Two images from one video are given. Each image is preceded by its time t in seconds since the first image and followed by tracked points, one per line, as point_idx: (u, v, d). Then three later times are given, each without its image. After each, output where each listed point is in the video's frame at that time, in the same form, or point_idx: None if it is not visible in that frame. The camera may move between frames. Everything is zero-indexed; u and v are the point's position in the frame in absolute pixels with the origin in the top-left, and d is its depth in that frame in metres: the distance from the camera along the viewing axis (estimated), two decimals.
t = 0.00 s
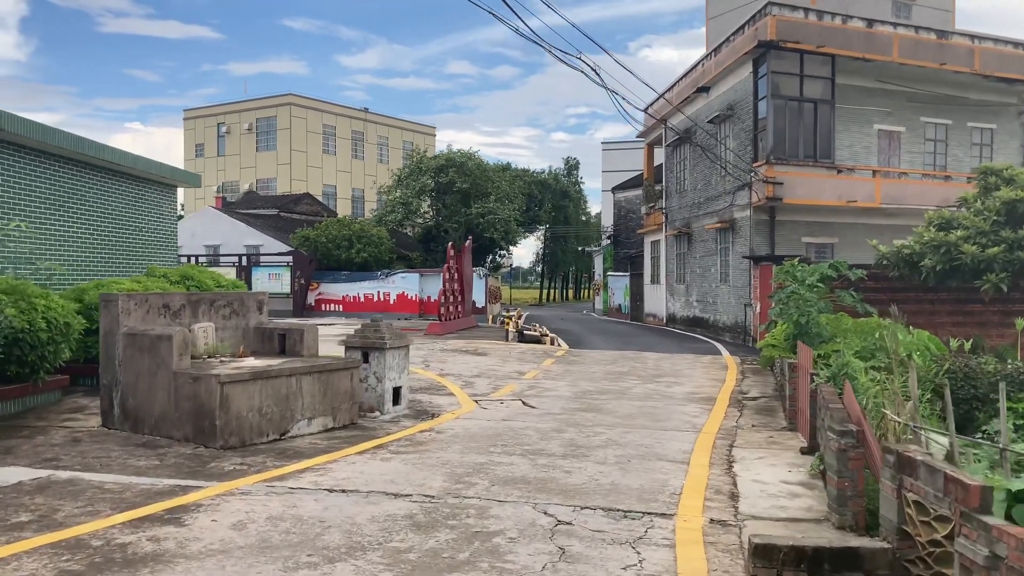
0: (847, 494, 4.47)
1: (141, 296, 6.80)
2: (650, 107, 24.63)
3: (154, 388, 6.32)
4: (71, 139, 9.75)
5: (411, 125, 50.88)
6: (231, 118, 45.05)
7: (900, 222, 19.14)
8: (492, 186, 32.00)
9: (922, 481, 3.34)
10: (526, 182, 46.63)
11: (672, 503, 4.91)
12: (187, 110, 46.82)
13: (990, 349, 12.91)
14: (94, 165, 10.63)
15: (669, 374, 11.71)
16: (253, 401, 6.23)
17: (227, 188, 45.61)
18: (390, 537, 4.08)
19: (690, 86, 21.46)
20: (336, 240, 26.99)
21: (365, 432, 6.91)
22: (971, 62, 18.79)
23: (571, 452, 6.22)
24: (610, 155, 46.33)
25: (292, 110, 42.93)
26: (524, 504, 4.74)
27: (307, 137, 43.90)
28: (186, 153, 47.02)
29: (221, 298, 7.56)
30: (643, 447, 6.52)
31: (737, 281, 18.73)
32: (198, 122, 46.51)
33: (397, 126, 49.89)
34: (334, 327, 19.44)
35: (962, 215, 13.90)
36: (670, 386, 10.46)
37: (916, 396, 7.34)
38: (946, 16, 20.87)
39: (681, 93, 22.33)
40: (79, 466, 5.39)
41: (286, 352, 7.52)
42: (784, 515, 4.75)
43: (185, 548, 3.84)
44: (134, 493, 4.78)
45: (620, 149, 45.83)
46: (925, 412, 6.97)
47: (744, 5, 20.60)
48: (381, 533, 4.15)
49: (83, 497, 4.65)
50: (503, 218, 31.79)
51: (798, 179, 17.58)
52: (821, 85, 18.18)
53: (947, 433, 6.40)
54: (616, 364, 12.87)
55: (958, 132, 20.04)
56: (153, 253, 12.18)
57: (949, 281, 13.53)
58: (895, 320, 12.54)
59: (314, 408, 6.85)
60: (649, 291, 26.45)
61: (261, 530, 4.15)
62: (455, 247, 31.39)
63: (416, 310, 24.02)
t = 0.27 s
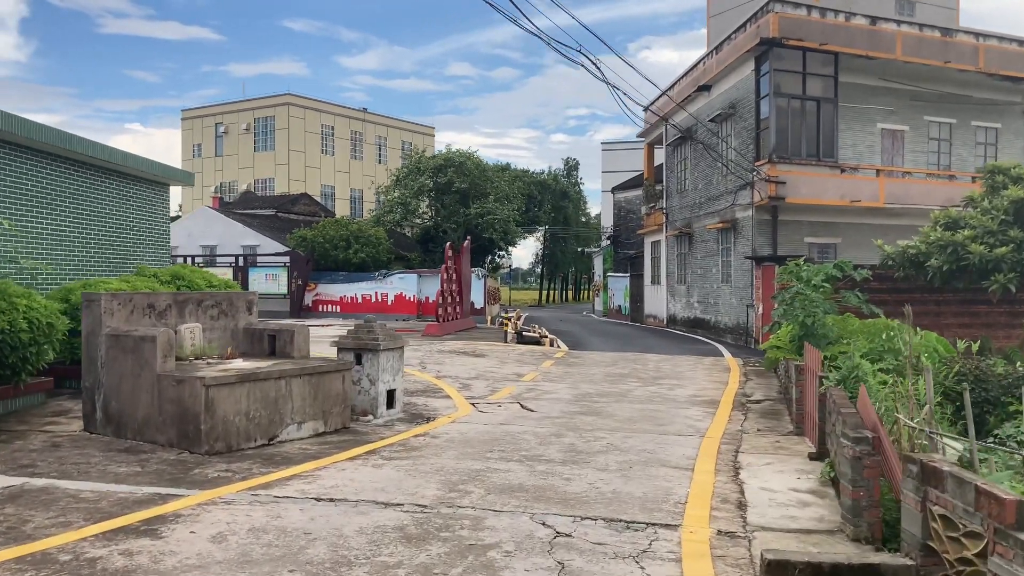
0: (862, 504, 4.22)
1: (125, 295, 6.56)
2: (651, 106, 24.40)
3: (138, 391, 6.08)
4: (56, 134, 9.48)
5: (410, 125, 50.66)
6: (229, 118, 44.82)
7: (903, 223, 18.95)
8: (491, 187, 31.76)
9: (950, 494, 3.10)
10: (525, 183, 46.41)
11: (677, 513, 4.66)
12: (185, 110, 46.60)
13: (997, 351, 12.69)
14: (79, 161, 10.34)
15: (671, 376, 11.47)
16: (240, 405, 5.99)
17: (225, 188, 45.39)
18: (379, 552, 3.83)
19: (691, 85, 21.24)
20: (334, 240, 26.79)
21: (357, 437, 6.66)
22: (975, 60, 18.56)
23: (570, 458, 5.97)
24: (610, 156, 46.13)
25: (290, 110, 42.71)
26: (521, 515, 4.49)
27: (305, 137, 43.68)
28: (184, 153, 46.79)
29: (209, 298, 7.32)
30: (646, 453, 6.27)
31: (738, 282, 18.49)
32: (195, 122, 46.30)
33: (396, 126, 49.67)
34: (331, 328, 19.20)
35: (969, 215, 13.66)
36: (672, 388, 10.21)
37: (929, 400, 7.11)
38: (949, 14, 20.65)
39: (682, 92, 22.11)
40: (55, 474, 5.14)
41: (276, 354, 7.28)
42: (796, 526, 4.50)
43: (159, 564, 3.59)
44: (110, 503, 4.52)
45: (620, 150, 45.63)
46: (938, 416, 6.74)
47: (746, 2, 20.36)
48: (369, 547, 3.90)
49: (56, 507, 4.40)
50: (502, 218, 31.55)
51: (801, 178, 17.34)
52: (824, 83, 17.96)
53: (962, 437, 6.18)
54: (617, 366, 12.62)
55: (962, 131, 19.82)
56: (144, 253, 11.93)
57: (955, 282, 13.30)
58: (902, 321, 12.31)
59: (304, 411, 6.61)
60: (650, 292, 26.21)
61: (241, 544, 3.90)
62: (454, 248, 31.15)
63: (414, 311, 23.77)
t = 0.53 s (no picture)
0: (881, 521, 3.97)
1: (107, 298, 6.31)
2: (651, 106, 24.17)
3: (118, 399, 5.82)
4: (40, 133, 9.23)
5: (409, 126, 50.44)
6: (227, 118, 44.60)
7: (908, 223, 18.72)
8: (490, 187, 31.51)
9: (984, 517, 2.86)
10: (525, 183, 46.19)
11: (683, 529, 4.40)
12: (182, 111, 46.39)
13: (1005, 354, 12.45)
14: (65, 160, 10.07)
15: (673, 380, 11.21)
16: (225, 413, 5.73)
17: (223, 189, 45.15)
18: (365, 575, 3.58)
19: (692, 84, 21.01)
20: (331, 241, 26.54)
21: (348, 446, 6.40)
22: (980, 58, 18.31)
23: (570, 468, 5.72)
24: (610, 156, 45.92)
25: (288, 111, 42.50)
26: (517, 532, 4.23)
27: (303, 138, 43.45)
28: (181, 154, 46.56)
29: (196, 301, 7.08)
30: (649, 463, 6.00)
31: (741, 283, 18.24)
32: (193, 123, 46.10)
33: (395, 126, 49.45)
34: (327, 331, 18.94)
35: (976, 214, 13.41)
36: (675, 393, 9.95)
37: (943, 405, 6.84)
38: (953, 12, 20.42)
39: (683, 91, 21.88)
40: (28, 487, 4.88)
41: (265, 359, 7.04)
42: (809, 544, 4.23)
43: None
44: (82, 520, 4.26)
45: (620, 150, 45.42)
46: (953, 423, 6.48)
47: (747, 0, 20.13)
48: (356, 569, 3.65)
49: (23, 524, 4.13)
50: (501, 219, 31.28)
51: (804, 177, 17.08)
52: (826, 82, 17.72)
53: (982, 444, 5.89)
54: (618, 370, 12.36)
55: (966, 130, 19.58)
56: (135, 255, 11.65)
57: (962, 283, 13.06)
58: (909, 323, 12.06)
59: (293, 419, 6.35)
60: (650, 293, 25.95)
61: (219, 565, 3.65)
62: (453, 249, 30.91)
63: (413, 313, 23.51)
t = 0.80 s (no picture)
0: (896, 537, 3.72)
1: (85, 301, 6.08)
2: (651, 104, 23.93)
3: (96, 406, 5.58)
4: (24, 131, 8.98)
5: (408, 126, 50.23)
6: (225, 119, 44.40)
7: (912, 222, 18.47)
8: (489, 188, 31.25)
9: (1015, 538, 2.62)
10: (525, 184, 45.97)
11: (685, 544, 4.15)
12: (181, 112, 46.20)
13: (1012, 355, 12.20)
14: (51, 158, 9.81)
15: (675, 382, 10.96)
16: (207, 421, 5.49)
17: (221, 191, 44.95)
18: None
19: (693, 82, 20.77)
20: (329, 243, 26.29)
21: (336, 454, 6.16)
22: (985, 54, 18.06)
23: (566, 477, 5.47)
24: (610, 156, 45.69)
25: (286, 111, 42.30)
26: (509, 548, 3.98)
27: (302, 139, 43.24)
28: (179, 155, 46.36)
29: (179, 304, 6.86)
30: (650, 471, 5.75)
31: (742, 283, 17.99)
32: (191, 124, 45.92)
33: (394, 127, 49.23)
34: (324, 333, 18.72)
35: (983, 212, 13.15)
36: (676, 396, 9.69)
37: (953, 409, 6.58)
38: (957, 8, 20.17)
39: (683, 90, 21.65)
40: None
41: (251, 363, 6.81)
42: (819, 559, 3.98)
43: None
44: (46, 537, 4.01)
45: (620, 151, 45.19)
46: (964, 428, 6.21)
47: None
48: None
49: None
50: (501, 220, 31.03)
51: (807, 176, 16.83)
52: (829, 79, 17.48)
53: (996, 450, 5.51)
54: (618, 372, 12.11)
55: (971, 128, 19.32)
56: (124, 256, 11.40)
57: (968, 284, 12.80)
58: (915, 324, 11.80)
59: (279, 426, 6.11)
60: (651, 294, 25.69)
61: None
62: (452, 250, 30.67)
63: (411, 314, 23.26)
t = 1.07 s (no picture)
0: (913, 556, 3.45)
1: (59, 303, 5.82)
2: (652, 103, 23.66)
3: (67, 413, 5.32)
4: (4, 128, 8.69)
5: (408, 126, 49.99)
6: (224, 120, 44.19)
7: (916, 221, 18.21)
8: (489, 187, 30.98)
9: None
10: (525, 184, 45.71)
11: (684, 563, 3.88)
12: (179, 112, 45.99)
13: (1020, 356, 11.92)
14: (35, 157, 9.53)
15: (676, 385, 10.68)
16: (183, 429, 5.23)
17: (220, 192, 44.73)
18: None
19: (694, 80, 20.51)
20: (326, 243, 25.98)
21: (321, 463, 5.89)
22: (990, 51, 17.77)
23: (561, 488, 5.20)
24: (611, 156, 45.42)
25: (285, 112, 42.07)
26: (496, 568, 3.71)
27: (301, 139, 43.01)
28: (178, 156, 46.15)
29: (158, 306, 6.62)
30: (650, 480, 5.48)
31: (744, 284, 17.72)
32: (190, 125, 45.71)
33: (394, 127, 48.99)
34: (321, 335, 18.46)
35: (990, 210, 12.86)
36: (677, 400, 9.42)
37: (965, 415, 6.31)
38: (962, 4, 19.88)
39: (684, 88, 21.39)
40: None
41: (234, 368, 6.55)
42: None
43: None
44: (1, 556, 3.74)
45: (621, 150, 44.92)
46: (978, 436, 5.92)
47: None
48: None
49: None
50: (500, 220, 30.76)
51: (809, 174, 16.55)
52: (832, 76, 17.21)
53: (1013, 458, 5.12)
54: (618, 374, 11.83)
55: (976, 125, 19.03)
56: (111, 257, 11.10)
57: (974, 284, 12.52)
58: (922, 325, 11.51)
59: (261, 434, 5.84)
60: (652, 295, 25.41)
61: None
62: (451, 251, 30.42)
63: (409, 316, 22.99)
